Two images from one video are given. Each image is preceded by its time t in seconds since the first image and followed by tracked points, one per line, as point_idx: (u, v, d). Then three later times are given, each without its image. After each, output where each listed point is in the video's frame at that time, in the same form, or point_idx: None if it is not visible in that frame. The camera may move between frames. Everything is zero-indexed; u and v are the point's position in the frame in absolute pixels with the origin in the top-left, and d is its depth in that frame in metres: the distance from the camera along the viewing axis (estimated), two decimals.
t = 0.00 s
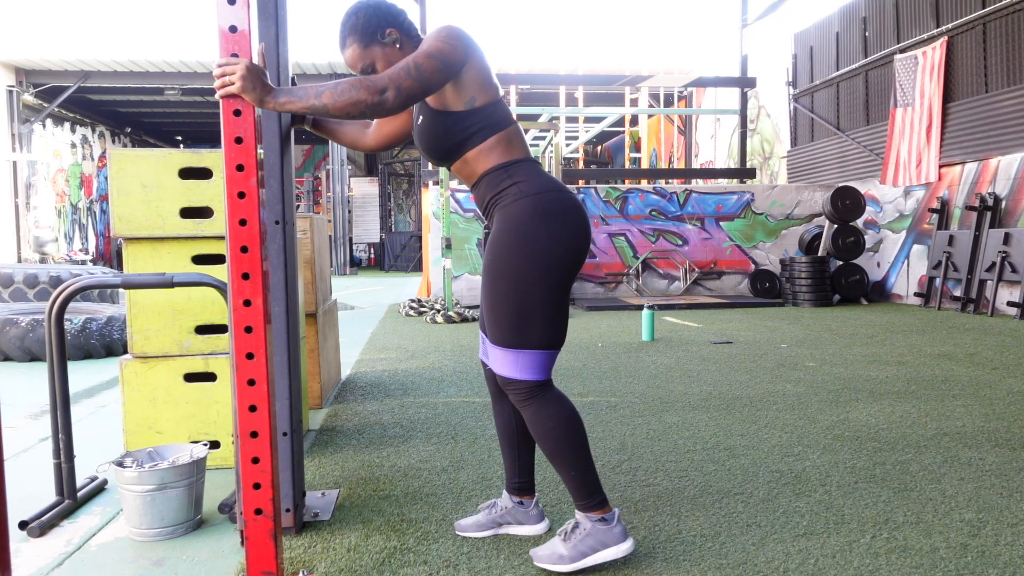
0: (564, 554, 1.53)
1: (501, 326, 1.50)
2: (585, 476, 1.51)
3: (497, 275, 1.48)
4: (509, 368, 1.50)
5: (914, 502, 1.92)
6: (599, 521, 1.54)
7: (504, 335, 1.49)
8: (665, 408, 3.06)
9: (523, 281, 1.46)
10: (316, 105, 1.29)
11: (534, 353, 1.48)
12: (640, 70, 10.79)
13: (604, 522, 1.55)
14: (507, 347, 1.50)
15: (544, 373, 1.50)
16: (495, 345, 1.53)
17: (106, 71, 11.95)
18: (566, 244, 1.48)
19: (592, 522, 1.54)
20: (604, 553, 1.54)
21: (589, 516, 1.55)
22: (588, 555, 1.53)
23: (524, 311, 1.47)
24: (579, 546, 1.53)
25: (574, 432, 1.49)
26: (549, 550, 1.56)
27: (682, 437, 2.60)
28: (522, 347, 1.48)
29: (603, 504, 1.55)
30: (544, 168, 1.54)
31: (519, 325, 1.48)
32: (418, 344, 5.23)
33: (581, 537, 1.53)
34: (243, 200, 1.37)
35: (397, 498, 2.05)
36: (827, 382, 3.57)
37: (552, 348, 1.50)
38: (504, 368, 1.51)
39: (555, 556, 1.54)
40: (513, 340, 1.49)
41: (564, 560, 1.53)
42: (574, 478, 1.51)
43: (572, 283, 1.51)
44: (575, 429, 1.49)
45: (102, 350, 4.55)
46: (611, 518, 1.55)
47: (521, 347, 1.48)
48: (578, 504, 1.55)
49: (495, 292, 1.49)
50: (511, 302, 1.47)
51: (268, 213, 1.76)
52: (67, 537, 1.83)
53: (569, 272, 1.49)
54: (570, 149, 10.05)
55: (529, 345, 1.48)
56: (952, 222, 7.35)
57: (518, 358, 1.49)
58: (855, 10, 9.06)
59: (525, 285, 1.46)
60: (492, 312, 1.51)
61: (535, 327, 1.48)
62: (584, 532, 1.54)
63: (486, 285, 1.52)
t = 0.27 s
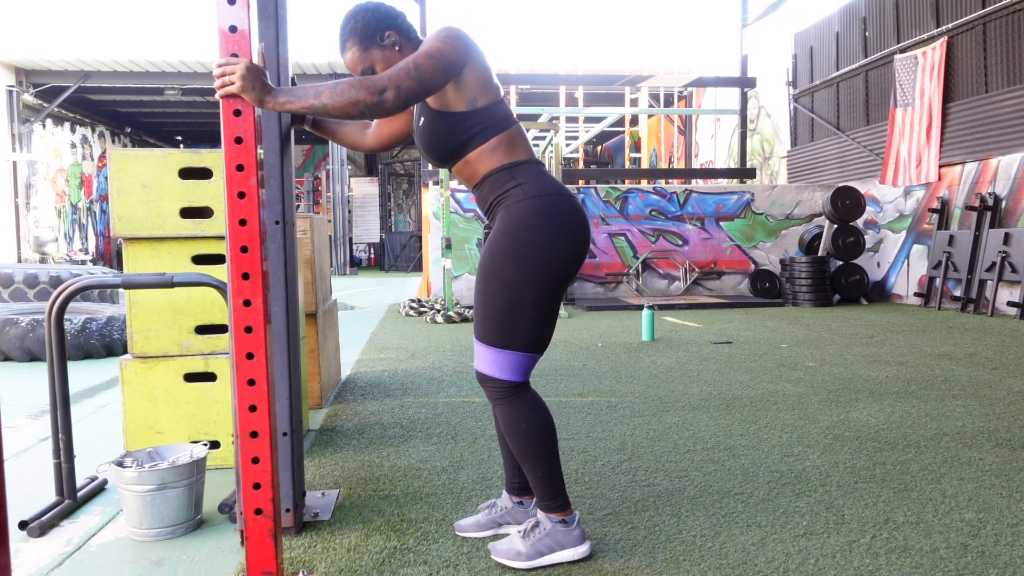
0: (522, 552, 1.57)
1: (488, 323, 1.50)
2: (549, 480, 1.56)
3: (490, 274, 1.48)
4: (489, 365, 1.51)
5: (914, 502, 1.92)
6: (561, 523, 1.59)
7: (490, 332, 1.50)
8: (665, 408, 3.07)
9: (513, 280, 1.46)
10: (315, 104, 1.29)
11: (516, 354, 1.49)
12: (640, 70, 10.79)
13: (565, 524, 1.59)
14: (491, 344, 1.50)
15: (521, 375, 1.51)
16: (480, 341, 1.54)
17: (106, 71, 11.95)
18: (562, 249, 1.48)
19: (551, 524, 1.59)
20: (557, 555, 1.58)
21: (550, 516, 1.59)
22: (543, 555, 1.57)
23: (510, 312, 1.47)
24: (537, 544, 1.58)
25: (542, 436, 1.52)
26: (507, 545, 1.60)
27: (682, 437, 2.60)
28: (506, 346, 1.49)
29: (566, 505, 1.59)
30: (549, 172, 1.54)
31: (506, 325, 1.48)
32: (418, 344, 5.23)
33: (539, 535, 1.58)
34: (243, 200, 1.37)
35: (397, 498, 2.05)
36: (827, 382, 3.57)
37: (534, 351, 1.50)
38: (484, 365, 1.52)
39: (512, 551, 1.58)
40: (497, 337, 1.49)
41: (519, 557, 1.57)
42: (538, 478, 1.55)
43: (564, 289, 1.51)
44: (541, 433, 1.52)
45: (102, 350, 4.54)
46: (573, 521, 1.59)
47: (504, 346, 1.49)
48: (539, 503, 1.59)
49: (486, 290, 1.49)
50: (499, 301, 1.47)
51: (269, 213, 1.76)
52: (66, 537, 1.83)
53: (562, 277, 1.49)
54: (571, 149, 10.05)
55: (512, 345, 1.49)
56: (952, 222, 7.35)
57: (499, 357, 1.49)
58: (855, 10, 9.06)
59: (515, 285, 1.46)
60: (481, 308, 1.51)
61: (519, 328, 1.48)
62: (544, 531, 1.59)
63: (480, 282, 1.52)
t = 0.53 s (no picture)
0: (689, 518, 1.53)
1: (550, 328, 1.48)
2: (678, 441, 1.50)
3: (527, 279, 1.48)
4: (568, 366, 1.49)
5: (914, 502, 1.93)
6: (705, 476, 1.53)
7: (553, 336, 1.48)
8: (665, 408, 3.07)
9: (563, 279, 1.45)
10: (314, 107, 1.28)
11: (594, 344, 1.48)
12: (640, 70, 10.79)
13: (709, 474, 1.53)
14: (562, 348, 1.49)
15: (608, 360, 1.50)
16: (546, 349, 1.52)
17: (106, 71, 11.95)
18: (592, 236, 1.50)
19: (698, 481, 1.52)
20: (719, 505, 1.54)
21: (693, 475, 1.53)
22: (709, 509, 1.53)
23: (572, 307, 1.46)
24: (697, 504, 1.53)
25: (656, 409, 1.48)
26: (673, 519, 1.55)
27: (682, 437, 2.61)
28: (581, 344, 1.48)
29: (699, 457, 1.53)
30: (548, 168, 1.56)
31: (570, 322, 1.47)
32: (418, 344, 5.23)
33: (694, 497, 1.53)
34: (243, 201, 1.37)
35: (397, 498, 2.05)
36: (827, 382, 3.57)
37: (606, 336, 1.51)
38: (562, 367, 1.49)
39: (680, 522, 1.54)
40: (567, 340, 1.48)
41: (691, 523, 1.54)
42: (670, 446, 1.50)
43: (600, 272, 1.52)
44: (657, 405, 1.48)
45: (102, 350, 4.55)
46: (713, 468, 1.53)
47: (580, 343, 1.48)
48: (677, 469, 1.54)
49: (533, 296, 1.48)
50: (557, 301, 1.46)
51: (269, 213, 1.76)
52: (66, 537, 1.83)
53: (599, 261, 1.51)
54: (571, 149, 10.05)
55: (588, 339, 1.48)
56: (952, 222, 7.35)
57: (579, 353, 1.48)
58: (855, 10, 9.06)
59: (567, 282, 1.46)
60: (534, 316, 1.49)
61: (587, 320, 1.48)
62: (697, 492, 1.53)
63: (519, 292, 1.50)
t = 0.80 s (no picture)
0: (873, 328, 1.67)
1: (627, 272, 1.47)
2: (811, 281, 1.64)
3: (579, 250, 1.46)
4: (666, 292, 1.49)
5: (914, 502, 1.92)
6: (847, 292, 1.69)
7: (631, 277, 1.48)
8: (665, 408, 3.07)
9: (620, 224, 1.46)
10: (315, 108, 1.28)
11: (679, 258, 1.52)
12: (640, 70, 10.79)
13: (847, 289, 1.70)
14: (648, 282, 1.48)
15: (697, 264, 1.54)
16: (626, 296, 1.51)
17: (106, 71, 11.95)
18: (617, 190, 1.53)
19: (847, 302, 1.68)
20: (876, 305, 1.70)
21: (839, 299, 1.68)
22: (874, 309, 1.69)
23: (637, 248, 1.47)
24: (864, 315, 1.68)
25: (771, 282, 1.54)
26: (866, 342, 1.68)
27: (682, 437, 2.61)
28: (671, 260, 1.50)
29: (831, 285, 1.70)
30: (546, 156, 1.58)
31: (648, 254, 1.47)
32: (418, 344, 5.23)
33: (860, 311, 1.68)
34: (243, 201, 1.37)
35: (397, 498, 2.05)
36: (827, 382, 3.57)
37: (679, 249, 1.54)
38: (661, 296, 1.49)
39: (872, 340, 1.67)
40: (649, 274, 1.48)
41: (876, 330, 1.67)
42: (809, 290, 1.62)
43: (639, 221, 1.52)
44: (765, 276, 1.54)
45: (102, 350, 4.54)
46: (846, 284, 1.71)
47: (666, 266, 1.49)
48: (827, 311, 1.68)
49: (597, 254, 1.45)
50: (624, 244, 1.46)
51: (269, 213, 1.76)
52: (66, 537, 1.83)
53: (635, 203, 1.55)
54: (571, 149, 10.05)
55: (671, 256, 1.51)
56: (952, 222, 7.33)
57: (672, 272, 1.50)
58: (855, 11, 9.06)
59: (627, 222, 1.47)
60: (604, 275, 1.47)
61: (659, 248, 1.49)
62: (856, 308, 1.68)
63: (575, 264, 1.48)
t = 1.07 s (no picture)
0: (843, 387, 1.59)
1: (614, 288, 1.46)
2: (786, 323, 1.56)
3: (571, 260, 1.46)
4: (648, 315, 1.47)
5: (914, 502, 1.92)
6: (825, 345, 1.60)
7: (617, 295, 1.46)
8: (665, 408, 3.07)
9: (611, 239, 1.45)
10: (316, 108, 1.28)
11: (665, 284, 1.49)
12: (640, 70, 10.80)
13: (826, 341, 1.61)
14: (632, 302, 1.47)
15: (682, 293, 1.51)
16: (610, 313, 1.49)
17: (106, 71, 11.95)
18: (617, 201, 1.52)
19: (824, 352, 1.60)
20: (851, 360, 1.62)
21: (815, 350, 1.60)
22: (848, 366, 1.61)
23: (626, 267, 1.45)
24: (836, 371, 1.60)
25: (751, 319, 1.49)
26: (831, 398, 1.60)
27: (682, 437, 2.61)
28: (655, 286, 1.47)
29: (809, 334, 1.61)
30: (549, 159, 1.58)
31: (635, 273, 1.46)
32: (418, 344, 5.23)
33: (831, 365, 1.60)
34: (243, 200, 1.37)
35: (397, 498, 2.05)
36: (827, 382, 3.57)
37: (667, 274, 1.51)
38: (643, 318, 1.47)
39: (841, 395, 1.59)
40: (634, 294, 1.46)
41: (847, 389, 1.59)
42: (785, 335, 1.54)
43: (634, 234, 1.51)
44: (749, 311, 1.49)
45: (102, 350, 4.54)
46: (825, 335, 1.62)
47: (649, 290, 1.47)
48: (800, 357, 1.61)
49: (587, 266, 1.45)
50: (614, 260, 1.45)
51: (269, 213, 1.76)
52: (66, 537, 1.83)
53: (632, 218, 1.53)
54: (571, 149, 10.06)
55: (657, 281, 1.48)
56: (952, 222, 7.33)
57: (655, 297, 1.47)
58: (855, 10, 9.06)
59: (620, 238, 1.46)
60: (591, 288, 1.47)
61: (647, 268, 1.48)
62: (829, 361, 1.60)
63: (566, 272, 1.48)
